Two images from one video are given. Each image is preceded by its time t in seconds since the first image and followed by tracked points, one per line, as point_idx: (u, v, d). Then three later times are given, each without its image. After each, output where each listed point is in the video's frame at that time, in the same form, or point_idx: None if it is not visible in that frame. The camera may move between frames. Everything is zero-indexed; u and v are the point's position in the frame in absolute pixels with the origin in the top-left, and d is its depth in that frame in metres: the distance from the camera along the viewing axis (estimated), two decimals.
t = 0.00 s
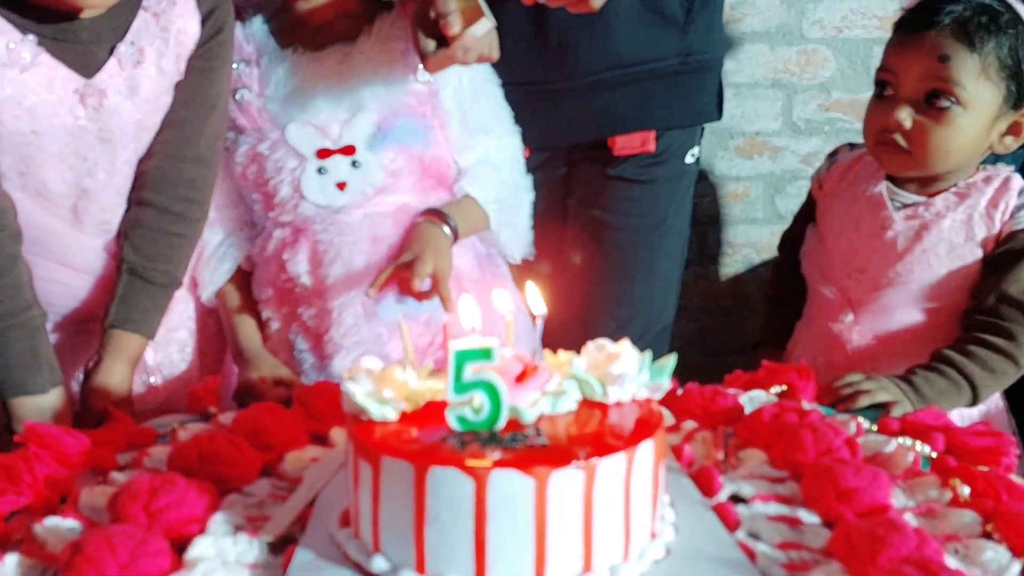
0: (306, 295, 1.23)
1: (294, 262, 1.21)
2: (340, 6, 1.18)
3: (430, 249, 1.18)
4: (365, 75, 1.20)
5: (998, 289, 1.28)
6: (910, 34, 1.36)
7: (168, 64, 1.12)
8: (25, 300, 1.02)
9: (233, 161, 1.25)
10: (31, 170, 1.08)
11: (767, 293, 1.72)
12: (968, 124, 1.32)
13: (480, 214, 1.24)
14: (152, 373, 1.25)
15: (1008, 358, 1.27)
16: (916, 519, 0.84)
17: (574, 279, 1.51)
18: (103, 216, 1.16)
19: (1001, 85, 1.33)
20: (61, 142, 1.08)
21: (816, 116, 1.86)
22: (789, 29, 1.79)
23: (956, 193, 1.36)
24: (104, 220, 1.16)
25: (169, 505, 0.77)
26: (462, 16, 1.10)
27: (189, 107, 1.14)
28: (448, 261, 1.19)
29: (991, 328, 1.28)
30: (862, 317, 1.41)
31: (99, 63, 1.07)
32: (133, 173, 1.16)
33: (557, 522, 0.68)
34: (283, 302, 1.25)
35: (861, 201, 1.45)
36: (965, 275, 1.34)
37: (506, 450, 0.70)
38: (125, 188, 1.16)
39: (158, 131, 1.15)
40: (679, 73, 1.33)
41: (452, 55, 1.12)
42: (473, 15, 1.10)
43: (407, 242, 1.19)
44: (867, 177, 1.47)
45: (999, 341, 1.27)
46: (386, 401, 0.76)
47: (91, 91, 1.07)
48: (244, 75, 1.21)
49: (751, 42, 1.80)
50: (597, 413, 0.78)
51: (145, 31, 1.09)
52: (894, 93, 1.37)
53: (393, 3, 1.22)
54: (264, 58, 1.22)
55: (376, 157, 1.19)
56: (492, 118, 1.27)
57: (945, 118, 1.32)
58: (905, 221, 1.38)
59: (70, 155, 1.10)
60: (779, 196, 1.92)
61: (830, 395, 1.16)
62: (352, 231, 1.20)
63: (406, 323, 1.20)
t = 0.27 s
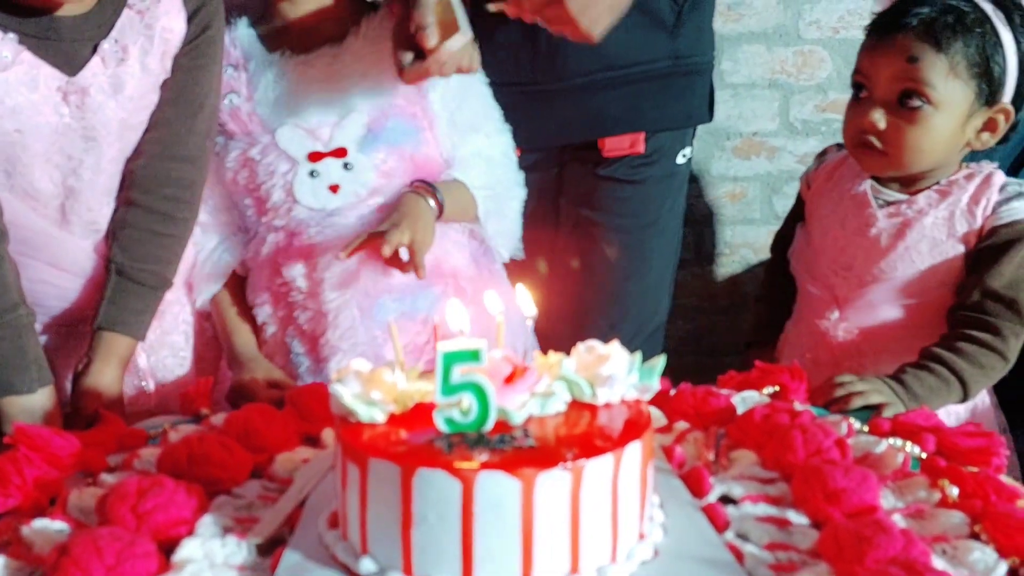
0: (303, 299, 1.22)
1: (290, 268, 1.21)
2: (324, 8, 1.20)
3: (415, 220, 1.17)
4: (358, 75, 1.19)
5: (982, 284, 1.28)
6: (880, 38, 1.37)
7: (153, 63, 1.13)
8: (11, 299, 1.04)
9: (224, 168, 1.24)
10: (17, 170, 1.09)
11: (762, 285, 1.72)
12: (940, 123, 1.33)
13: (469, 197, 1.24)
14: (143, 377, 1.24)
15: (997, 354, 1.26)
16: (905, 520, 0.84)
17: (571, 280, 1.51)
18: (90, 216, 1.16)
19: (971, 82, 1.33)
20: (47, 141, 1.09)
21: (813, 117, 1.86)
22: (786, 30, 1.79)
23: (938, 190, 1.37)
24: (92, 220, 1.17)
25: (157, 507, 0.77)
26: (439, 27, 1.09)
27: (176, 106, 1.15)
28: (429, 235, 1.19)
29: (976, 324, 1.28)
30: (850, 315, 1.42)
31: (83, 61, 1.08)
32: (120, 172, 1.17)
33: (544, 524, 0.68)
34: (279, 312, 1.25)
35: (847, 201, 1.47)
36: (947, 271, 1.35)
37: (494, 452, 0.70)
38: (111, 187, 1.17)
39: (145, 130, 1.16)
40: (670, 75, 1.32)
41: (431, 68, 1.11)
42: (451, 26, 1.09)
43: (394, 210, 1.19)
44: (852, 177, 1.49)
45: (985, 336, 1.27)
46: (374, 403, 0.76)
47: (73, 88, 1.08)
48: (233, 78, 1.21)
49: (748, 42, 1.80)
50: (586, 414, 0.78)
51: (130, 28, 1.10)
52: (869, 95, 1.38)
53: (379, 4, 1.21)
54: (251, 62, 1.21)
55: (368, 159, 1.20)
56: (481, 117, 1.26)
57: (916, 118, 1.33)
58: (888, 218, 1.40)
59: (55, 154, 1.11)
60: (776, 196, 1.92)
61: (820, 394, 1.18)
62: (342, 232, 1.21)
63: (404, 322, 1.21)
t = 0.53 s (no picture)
0: (305, 294, 1.22)
1: (291, 260, 1.20)
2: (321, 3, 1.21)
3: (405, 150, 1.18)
4: (359, 75, 1.20)
5: (970, 271, 1.28)
6: (848, 35, 1.38)
7: (150, 56, 1.11)
8: (12, 295, 1.04)
9: (225, 156, 1.24)
10: (14, 166, 1.09)
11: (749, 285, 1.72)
12: (913, 117, 1.33)
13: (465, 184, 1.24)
14: (146, 374, 1.24)
15: (992, 339, 1.25)
16: (913, 517, 0.84)
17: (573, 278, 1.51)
18: (88, 212, 1.16)
19: (940, 74, 1.33)
20: (44, 138, 1.09)
21: (816, 114, 1.86)
22: (788, 27, 1.79)
23: (919, 180, 1.37)
24: (91, 216, 1.17)
25: (162, 502, 0.77)
26: (441, 58, 1.13)
27: (174, 101, 1.14)
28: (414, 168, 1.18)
29: (968, 310, 1.27)
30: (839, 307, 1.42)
31: (80, 55, 1.07)
32: (120, 168, 1.17)
33: (551, 521, 0.68)
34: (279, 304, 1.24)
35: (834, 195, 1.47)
36: (928, 259, 1.35)
37: (501, 448, 0.69)
38: (110, 182, 1.17)
39: (142, 126, 1.15)
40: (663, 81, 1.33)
41: (425, 95, 1.14)
42: (451, 59, 1.13)
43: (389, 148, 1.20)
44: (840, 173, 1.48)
45: (978, 322, 1.26)
46: (379, 399, 0.75)
47: (69, 84, 1.07)
48: (233, 74, 1.20)
49: (751, 39, 1.79)
50: (592, 410, 0.77)
51: (125, 21, 1.09)
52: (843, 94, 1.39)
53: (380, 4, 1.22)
54: (252, 58, 1.20)
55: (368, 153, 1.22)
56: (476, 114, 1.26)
57: (890, 115, 1.33)
58: (869, 209, 1.40)
59: (52, 150, 1.10)
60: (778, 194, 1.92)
61: (828, 389, 1.17)
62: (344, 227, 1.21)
63: (404, 316, 1.22)
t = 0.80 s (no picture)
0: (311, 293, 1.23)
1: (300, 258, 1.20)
2: (330, 3, 1.21)
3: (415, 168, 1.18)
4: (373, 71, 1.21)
5: (966, 266, 1.27)
6: (862, 43, 1.35)
7: (156, 56, 1.14)
8: (16, 292, 1.04)
9: (232, 162, 1.23)
10: (21, 164, 1.10)
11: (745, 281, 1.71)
12: (933, 126, 1.33)
13: (472, 184, 1.23)
14: (149, 373, 1.24)
15: (991, 334, 1.24)
16: (919, 517, 0.83)
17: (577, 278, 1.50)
18: (93, 211, 1.16)
19: (958, 81, 1.33)
20: (50, 137, 1.10)
21: (819, 113, 1.85)
22: (792, 26, 1.79)
23: (915, 177, 1.36)
24: (96, 215, 1.17)
25: (167, 501, 0.77)
26: (470, 73, 1.13)
27: (179, 101, 1.15)
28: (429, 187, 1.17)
29: (966, 306, 1.26)
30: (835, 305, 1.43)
31: (85, 54, 1.10)
32: (126, 168, 1.18)
33: (557, 520, 0.68)
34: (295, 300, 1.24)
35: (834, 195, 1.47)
36: (924, 257, 1.35)
37: (506, 446, 0.69)
38: (115, 181, 1.17)
39: (149, 125, 1.17)
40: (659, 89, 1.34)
41: (455, 110, 1.16)
42: (480, 74, 1.14)
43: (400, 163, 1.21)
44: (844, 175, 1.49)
45: (975, 317, 1.25)
46: (384, 397, 0.75)
47: (75, 83, 1.09)
48: (240, 73, 1.19)
49: (753, 39, 1.79)
50: (598, 409, 0.77)
51: (131, 20, 1.12)
52: (858, 102, 1.37)
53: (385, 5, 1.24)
54: (259, 57, 1.19)
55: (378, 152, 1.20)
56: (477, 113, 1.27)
57: (911, 124, 1.33)
58: (866, 206, 1.41)
59: (58, 148, 1.12)
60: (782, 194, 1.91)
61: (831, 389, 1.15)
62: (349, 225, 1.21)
63: (412, 315, 1.22)
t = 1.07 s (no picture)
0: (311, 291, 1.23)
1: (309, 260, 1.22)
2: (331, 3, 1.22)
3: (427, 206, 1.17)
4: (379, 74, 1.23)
5: (969, 267, 1.27)
6: (863, 60, 1.35)
7: (159, 56, 1.13)
8: (13, 294, 1.03)
9: (239, 163, 1.23)
10: (21, 162, 1.10)
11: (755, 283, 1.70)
12: (942, 138, 1.33)
13: (477, 187, 1.26)
14: (144, 373, 1.24)
15: (991, 334, 1.24)
16: (917, 517, 0.83)
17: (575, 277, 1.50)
18: (92, 210, 1.16)
19: (963, 91, 1.33)
20: (52, 134, 1.10)
21: (817, 113, 1.85)
22: (790, 25, 1.79)
23: (923, 181, 1.36)
24: (94, 215, 1.17)
25: (162, 501, 0.77)
26: (464, 71, 1.19)
27: (183, 99, 1.14)
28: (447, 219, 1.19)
29: (967, 307, 1.25)
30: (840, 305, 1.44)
31: (88, 55, 1.10)
32: (126, 167, 1.17)
33: (553, 519, 0.67)
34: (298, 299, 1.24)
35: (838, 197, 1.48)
36: (928, 259, 1.35)
37: (502, 446, 0.69)
38: (115, 181, 1.17)
39: (151, 125, 1.16)
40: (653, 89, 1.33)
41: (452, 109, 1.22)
42: (474, 74, 1.20)
43: (407, 201, 1.19)
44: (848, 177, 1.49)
45: (975, 317, 1.24)
46: (381, 397, 0.75)
47: (78, 82, 1.09)
48: (246, 73, 1.20)
49: (753, 38, 1.79)
50: (594, 409, 0.77)
51: (135, 20, 1.11)
52: (863, 118, 1.37)
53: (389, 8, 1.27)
54: (266, 58, 1.20)
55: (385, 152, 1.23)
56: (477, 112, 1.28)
57: (919, 138, 1.33)
58: (873, 210, 1.41)
59: (59, 147, 1.12)
60: (780, 194, 1.91)
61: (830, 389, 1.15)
62: (351, 226, 1.22)
63: (419, 316, 1.24)
